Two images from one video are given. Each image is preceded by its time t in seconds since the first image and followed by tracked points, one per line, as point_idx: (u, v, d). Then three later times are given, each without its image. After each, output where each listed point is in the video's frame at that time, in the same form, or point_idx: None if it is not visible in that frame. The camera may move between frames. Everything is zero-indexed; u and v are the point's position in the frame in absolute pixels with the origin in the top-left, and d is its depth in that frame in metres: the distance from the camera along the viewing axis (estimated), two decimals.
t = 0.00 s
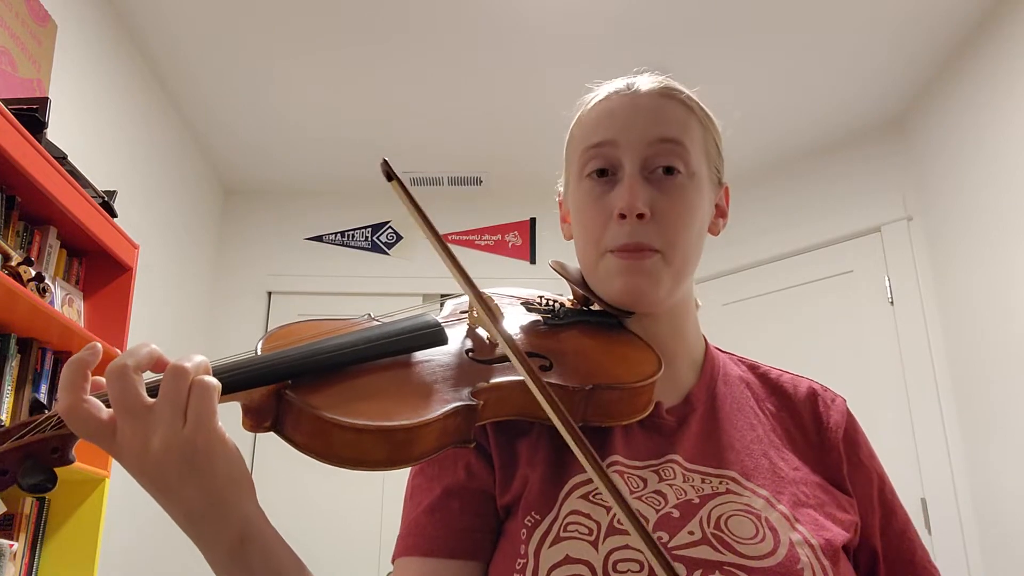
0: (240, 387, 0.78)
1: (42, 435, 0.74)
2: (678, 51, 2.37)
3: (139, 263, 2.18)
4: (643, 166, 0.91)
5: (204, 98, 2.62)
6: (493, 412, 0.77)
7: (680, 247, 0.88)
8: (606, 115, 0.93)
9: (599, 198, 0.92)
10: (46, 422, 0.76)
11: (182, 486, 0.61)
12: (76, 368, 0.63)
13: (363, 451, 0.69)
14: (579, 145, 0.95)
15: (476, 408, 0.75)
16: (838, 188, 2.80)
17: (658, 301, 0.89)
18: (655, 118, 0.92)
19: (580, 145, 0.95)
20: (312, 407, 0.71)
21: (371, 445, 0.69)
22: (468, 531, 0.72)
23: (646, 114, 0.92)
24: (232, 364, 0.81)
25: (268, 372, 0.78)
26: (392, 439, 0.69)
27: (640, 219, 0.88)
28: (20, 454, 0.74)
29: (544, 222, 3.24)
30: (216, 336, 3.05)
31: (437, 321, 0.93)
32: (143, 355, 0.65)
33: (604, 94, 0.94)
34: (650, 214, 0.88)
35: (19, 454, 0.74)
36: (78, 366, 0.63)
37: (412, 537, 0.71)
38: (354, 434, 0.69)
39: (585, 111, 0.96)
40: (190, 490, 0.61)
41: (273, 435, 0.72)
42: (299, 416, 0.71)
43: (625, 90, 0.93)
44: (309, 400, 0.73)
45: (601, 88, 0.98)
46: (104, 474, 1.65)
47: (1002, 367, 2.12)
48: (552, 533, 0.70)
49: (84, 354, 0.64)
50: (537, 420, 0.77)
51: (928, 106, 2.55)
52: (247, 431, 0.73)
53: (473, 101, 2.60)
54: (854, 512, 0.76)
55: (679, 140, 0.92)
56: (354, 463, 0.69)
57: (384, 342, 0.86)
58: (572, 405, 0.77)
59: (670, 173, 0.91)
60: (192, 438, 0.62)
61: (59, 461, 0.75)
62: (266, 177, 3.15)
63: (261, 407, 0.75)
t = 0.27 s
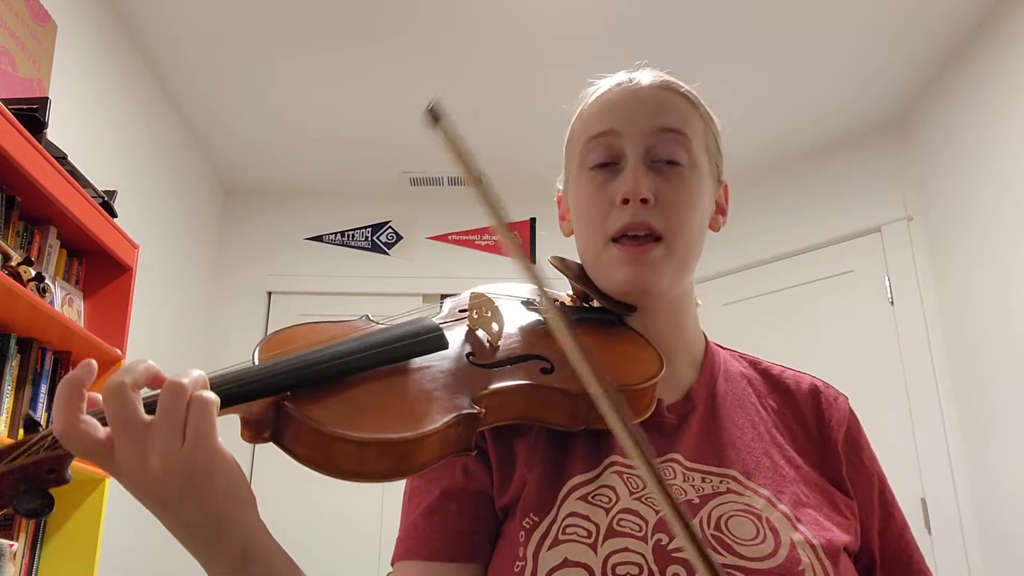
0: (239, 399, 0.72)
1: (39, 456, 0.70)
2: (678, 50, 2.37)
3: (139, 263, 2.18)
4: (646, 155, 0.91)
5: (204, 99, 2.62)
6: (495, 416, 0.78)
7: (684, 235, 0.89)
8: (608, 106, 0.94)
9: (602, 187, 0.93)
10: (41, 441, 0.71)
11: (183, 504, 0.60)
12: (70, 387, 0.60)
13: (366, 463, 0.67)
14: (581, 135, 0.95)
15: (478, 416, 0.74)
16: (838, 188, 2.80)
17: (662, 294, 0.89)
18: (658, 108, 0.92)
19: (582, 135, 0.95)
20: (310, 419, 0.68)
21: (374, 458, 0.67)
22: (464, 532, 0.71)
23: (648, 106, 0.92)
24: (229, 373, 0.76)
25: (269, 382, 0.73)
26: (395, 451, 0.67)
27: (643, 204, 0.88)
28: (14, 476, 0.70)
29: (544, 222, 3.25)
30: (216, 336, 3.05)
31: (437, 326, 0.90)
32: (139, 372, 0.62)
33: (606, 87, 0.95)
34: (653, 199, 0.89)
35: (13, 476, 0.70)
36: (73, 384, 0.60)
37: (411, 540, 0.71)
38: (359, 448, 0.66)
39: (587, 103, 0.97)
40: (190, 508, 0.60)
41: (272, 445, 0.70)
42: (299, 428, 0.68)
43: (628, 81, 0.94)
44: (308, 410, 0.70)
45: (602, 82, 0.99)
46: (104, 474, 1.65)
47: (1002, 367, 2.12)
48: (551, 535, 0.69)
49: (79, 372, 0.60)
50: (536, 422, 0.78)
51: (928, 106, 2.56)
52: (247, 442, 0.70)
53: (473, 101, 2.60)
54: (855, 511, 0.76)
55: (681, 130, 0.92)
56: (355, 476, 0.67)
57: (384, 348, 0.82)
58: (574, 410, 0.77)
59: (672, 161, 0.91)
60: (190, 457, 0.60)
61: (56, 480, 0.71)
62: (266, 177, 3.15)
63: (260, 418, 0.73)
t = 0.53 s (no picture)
0: (242, 411, 0.71)
1: (37, 482, 0.69)
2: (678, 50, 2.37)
3: (139, 263, 2.18)
4: (649, 144, 0.90)
5: (204, 99, 2.62)
6: (502, 418, 0.78)
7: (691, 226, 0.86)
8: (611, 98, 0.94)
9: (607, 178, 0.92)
10: (40, 466, 0.70)
11: (195, 522, 0.60)
12: (80, 411, 0.59)
13: (372, 473, 0.67)
14: (582, 128, 0.96)
15: (486, 422, 0.73)
16: (838, 188, 2.80)
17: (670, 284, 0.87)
18: (661, 99, 0.91)
19: (583, 128, 0.95)
20: (316, 429, 0.67)
21: (382, 467, 0.66)
22: (462, 533, 0.72)
23: (647, 98, 0.91)
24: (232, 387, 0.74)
25: (273, 394, 0.72)
26: (402, 460, 0.66)
27: (648, 188, 0.88)
28: (13, 503, 0.69)
29: (544, 222, 3.25)
30: (216, 336, 3.05)
31: (439, 330, 0.88)
32: (150, 390, 0.61)
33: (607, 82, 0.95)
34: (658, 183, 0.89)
35: (13, 502, 0.69)
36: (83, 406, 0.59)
37: (411, 542, 0.72)
38: (367, 457, 0.66)
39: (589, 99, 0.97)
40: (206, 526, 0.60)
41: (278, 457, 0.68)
42: (304, 439, 0.67)
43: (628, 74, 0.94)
44: (313, 419, 0.69)
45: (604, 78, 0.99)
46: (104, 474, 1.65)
47: (1002, 367, 2.12)
48: (549, 535, 0.69)
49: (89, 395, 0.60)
50: (539, 423, 0.77)
51: (928, 107, 2.56)
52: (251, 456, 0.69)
53: (473, 101, 2.60)
54: (855, 508, 0.76)
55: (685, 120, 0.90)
56: (361, 486, 0.66)
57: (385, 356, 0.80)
58: (579, 410, 0.77)
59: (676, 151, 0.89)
60: (205, 477, 0.59)
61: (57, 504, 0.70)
62: (266, 177, 3.15)
63: (265, 431, 0.71)
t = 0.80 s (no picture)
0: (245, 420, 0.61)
1: (44, 487, 0.60)
2: (678, 50, 2.37)
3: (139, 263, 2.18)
4: (655, 137, 0.91)
5: (204, 99, 2.62)
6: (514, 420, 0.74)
7: (693, 216, 0.89)
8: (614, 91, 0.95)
9: (611, 167, 0.92)
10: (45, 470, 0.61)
11: (289, 517, 0.53)
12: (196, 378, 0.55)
13: (389, 478, 0.61)
14: (587, 121, 0.96)
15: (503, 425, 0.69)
16: (839, 188, 2.80)
17: (674, 272, 0.87)
18: (664, 93, 0.93)
19: (588, 120, 0.96)
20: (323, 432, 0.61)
21: (400, 472, 0.61)
22: (459, 539, 0.72)
23: (653, 91, 0.93)
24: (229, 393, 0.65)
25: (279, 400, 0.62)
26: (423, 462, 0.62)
27: (654, 181, 0.88)
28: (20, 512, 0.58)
29: (544, 222, 3.24)
30: (216, 336, 3.05)
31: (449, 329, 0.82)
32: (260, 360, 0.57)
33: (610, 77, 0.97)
34: (664, 177, 0.89)
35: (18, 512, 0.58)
36: (199, 374, 0.56)
37: (407, 549, 0.72)
38: (383, 462, 0.60)
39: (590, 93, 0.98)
40: (294, 517, 0.53)
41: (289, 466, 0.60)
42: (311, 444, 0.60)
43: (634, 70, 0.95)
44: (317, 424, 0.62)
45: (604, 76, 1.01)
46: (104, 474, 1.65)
47: (1001, 367, 2.12)
48: (543, 540, 0.69)
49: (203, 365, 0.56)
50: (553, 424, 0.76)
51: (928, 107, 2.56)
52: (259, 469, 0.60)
53: (473, 101, 2.60)
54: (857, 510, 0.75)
55: (688, 114, 0.93)
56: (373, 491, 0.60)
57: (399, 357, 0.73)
58: (591, 411, 0.75)
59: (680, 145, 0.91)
60: (306, 459, 0.53)
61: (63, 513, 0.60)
62: (266, 177, 3.15)
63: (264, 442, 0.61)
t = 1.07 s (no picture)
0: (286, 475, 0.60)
1: None
2: (678, 50, 2.37)
3: (139, 263, 2.18)
4: (664, 141, 0.91)
5: (204, 99, 2.62)
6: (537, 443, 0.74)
7: (701, 221, 0.89)
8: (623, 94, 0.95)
9: (620, 173, 0.92)
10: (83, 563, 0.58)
11: (341, 570, 0.56)
12: (245, 454, 0.54)
13: (435, 527, 0.60)
14: (596, 120, 0.96)
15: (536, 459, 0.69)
16: (838, 188, 2.81)
17: (681, 279, 0.87)
18: (673, 96, 0.93)
19: (597, 121, 0.96)
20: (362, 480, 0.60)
21: (445, 520, 0.60)
22: (455, 545, 0.71)
23: (663, 94, 0.93)
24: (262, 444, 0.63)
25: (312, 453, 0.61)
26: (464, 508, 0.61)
27: (665, 187, 0.88)
28: None
29: (544, 222, 3.24)
30: (216, 335, 3.05)
31: (472, 360, 0.81)
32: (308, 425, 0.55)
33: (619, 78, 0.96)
34: (674, 183, 0.89)
35: None
36: (246, 445, 0.54)
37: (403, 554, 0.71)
38: (429, 512, 0.59)
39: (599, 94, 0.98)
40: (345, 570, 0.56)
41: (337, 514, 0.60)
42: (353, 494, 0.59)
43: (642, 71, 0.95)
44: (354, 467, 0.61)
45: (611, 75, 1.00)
46: (104, 474, 1.65)
47: (1000, 366, 2.12)
48: (543, 540, 0.69)
49: (250, 436, 0.54)
50: (574, 444, 0.76)
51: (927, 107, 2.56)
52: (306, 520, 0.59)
53: (473, 101, 2.60)
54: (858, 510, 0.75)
55: (698, 117, 0.93)
56: (414, 538, 0.60)
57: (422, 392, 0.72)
58: (608, 429, 0.75)
59: (689, 149, 0.92)
60: (359, 522, 0.56)
61: None
62: (266, 177, 3.15)
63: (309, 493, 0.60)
